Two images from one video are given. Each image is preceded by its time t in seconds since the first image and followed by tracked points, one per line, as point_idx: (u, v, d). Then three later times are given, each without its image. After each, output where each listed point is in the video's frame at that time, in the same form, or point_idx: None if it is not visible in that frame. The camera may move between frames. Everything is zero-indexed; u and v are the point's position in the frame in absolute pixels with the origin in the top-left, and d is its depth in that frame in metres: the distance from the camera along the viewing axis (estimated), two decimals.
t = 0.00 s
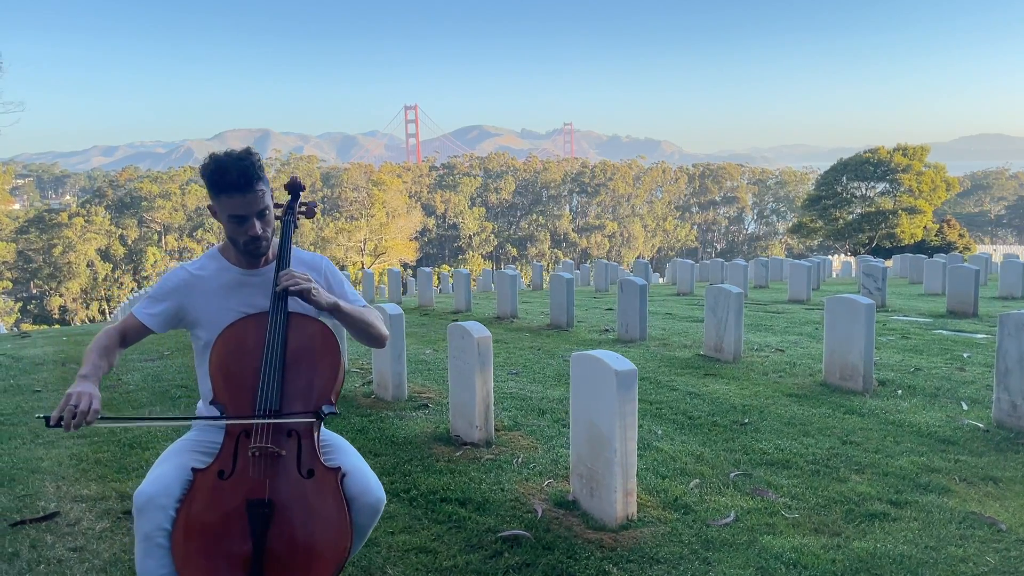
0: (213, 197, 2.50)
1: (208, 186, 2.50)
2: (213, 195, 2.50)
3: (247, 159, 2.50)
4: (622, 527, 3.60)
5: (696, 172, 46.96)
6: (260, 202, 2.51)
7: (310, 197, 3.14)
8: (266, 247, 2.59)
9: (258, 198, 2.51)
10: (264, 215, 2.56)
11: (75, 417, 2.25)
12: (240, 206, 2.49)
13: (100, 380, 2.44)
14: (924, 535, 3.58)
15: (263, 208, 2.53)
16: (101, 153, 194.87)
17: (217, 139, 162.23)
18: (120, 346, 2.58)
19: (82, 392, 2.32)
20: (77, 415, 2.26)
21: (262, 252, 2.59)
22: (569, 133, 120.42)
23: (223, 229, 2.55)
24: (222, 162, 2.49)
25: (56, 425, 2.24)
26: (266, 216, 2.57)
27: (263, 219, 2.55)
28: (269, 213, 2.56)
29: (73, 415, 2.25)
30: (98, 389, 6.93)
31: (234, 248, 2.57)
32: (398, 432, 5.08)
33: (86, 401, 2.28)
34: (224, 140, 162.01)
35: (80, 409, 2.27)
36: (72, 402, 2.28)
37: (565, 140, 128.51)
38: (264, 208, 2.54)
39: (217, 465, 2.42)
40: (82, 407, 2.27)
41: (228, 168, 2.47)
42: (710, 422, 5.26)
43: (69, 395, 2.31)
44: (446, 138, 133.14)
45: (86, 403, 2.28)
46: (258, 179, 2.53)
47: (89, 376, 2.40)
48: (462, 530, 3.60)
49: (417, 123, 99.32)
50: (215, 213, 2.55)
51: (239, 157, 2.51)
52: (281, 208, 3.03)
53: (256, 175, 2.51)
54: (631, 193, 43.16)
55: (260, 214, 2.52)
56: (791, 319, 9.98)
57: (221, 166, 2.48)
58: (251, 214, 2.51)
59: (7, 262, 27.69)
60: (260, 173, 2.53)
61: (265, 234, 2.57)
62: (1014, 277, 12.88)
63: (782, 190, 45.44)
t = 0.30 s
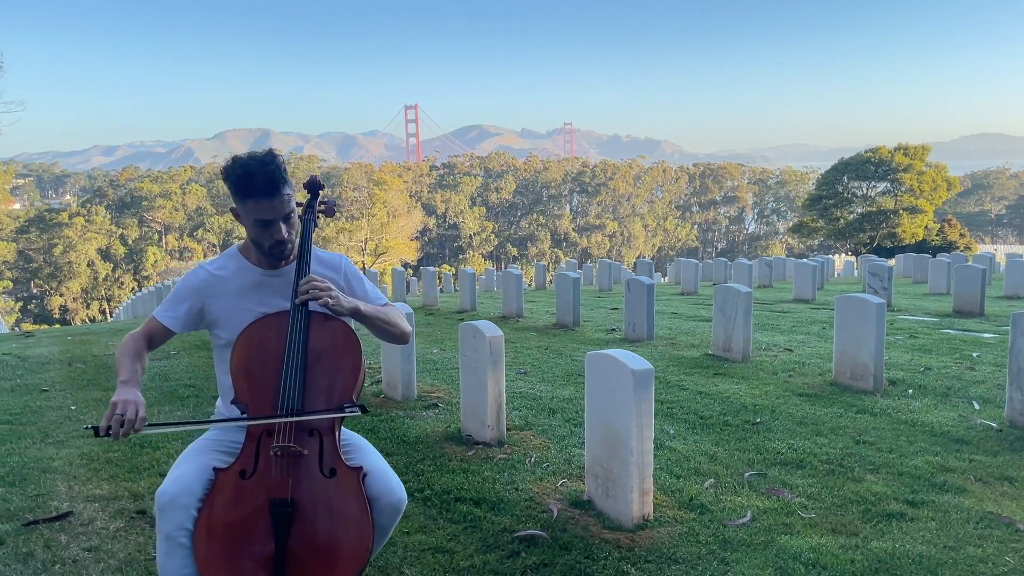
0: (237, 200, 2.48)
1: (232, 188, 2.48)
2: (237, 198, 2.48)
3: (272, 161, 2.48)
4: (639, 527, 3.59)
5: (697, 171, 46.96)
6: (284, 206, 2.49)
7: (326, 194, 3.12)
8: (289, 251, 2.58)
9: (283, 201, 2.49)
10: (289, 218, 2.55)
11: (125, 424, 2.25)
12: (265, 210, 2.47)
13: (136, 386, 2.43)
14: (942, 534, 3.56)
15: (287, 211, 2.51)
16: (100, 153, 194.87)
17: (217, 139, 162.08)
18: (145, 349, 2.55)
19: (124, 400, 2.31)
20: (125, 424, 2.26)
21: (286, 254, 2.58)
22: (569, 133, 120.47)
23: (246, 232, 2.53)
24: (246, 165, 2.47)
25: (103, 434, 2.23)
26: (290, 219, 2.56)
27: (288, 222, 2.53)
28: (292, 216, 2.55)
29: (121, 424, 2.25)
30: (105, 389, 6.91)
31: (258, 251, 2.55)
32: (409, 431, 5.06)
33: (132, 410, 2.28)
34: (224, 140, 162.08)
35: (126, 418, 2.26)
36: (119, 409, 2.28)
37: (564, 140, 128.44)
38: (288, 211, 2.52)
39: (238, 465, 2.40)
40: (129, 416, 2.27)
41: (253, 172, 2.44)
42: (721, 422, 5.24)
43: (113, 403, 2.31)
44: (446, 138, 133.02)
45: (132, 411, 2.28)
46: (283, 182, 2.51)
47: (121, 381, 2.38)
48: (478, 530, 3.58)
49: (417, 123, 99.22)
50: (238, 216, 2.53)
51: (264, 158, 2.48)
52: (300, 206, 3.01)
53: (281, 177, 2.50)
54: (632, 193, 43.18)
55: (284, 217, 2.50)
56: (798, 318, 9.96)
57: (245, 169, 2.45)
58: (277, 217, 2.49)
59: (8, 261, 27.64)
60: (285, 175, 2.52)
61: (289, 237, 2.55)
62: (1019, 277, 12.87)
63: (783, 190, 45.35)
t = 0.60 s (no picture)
0: (257, 202, 2.47)
1: (252, 190, 2.46)
2: (257, 200, 2.47)
3: (292, 164, 2.47)
4: (653, 528, 3.57)
5: (697, 171, 46.91)
6: (304, 208, 2.49)
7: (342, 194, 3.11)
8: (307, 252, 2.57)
9: (303, 204, 2.48)
10: (308, 220, 2.56)
11: (192, 423, 2.25)
12: (286, 213, 2.47)
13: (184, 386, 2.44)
14: (958, 536, 3.54)
15: (306, 213, 2.51)
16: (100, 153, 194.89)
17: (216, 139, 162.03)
18: (175, 353, 2.56)
19: (190, 398, 2.32)
20: (192, 422, 2.26)
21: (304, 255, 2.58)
22: (568, 132, 120.47)
23: (265, 235, 2.53)
24: (265, 166, 2.46)
25: (169, 433, 2.24)
26: (309, 221, 2.56)
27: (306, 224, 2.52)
28: (311, 218, 2.54)
29: (188, 423, 2.25)
30: (112, 389, 6.89)
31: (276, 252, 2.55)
32: (418, 431, 5.04)
33: (199, 409, 2.28)
34: (223, 139, 161.96)
35: (192, 417, 2.27)
36: (185, 408, 2.29)
37: (564, 139, 128.35)
38: (307, 213, 2.52)
39: (256, 465, 2.38)
40: (196, 415, 2.27)
41: (275, 175, 2.43)
42: (731, 422, 5.22)
43: (177, 401, 2.32)
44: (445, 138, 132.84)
45: (199, 411, 2.28)
46: (303, 184, 2.50)
47: (177, 383, 2.41)
48: (491, 531, 3.56)
49: (416, 123, 99.11)
50: (257, 218, 2.53)
51: (285, 161, 2.47)
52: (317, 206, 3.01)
53: (301, 180, 2.49)
54: (632, 193, 43.15)
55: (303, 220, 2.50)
56: (804, 318, 9.93)
57: (265, 171, 2.44)
58: (296, 220, 2.49)
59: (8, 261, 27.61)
60: (305, 177, 2.51)
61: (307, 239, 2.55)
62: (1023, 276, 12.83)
63: (783, 189, 45.39)
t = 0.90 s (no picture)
0: (264, 203, 2.47)
1: (259, 190, 2.46)
2: (264, 201, 2.47)
3: (300, 164, 2.47)
4: (659, 528, 3.55)
5: (698, 171, 46.87)
6: (310, 208, 2.48)
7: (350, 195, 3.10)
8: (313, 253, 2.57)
9: (309, 205, 2.48)
10: (315, 221, 2.56)
11: (235, 419, 2.26)
12: (293, 213, 2.46)
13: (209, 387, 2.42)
14: (964, 536, 3.52)
15: (313, 213, 2.51)
16: (99, 152, 194.82)
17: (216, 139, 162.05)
18: (198, 351, 2.54)
19: (233, 392, 2.33)
20: (232, 419, 2.26)
21: (311, 255, 2.59)
22: (568, 132, 120.35)
23: (271, 235, 2.52)
24: (273, 165, 2.45)
25: (210, 428, 2.26)
26: (317, 222, 2.56)
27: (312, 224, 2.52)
28: (316, 218, 2.53)
29: (229, 418, 2.26)
30: (114, 389, 6.88)
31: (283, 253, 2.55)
32: (421, 432, 5.03)
33: (241, 405, 2.29)
34: (223, 139, 162.04)
35: (232, 413, 2.28)
36: (227, 402, 2.29)
37: (564, 139, 128.20)
38: (314, 214, 2.52)
39: (263, 467, 2.37)
40: (239, 411, 2.28)
41: (283, 175, 2.43)
42: (736, 422, 5.22)
43: (219, 395, 2.32)
44: (446, 137, 133.06)
45: (244, 406, 2.29)
46: (311, 184, 2.50)
47: (217, 376, 2.41)
48: (497, 532, 3.55)
49: (416, 123, 98.80)
50: (265, 218, 2.52)
51: (292, 161, 2.46)
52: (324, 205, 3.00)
53: (308, 180, 2.48)
54: (632, 193, 43.15)
55: (309, 219, 2.49)
56: (806, 318, 9.91)
57: (272, 171, 2.44)
58: (302, 221, 2.49)
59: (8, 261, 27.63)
60: (312, 178, 2.50)
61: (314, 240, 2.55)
62: None
63: (783, 189, 45.40)
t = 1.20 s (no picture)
0: (268, 203, 2.46)
1: (263, 189, 2.45)
2: (267, 200, 2.46)
3: (302, 162, 2.46)
4: (663, 528, 3.55)
5: (698, 171, 46.86)
6: (313, 207, 2.48)
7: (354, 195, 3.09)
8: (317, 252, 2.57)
9: (312, 204, 2.48)
10: (318, 219, 2.55)
11: (271, 415, 2.30)
12: (296, 213, 2.46)
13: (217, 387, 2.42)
14: (968, 536, 3.52)
15: (316, 213, 2.50)
16: (99, 152, 194.84)
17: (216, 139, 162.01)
18: (206, 351, 2.54)
19: (263, 390, 2.36)
20: (268, 416, 2.30)
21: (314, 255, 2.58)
22: (568, 131, 120.17)
23: (274, 235, 2.52)
24: (276, 164, 2.44)
25: (248, 426, 2.29)
26: (320, 220, 2.56)
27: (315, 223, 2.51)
28: (319, 218, 2.53)
29: (267, 416, 2.29)
30: (116, 389, 6.88)
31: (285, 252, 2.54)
32: (424, 432, 5.03)
33: (276, 402, 2.32)
34: (223, 138, 161.99)
35: (266, 411, 2.31)
36: (261, 399, 2.31)
37: (564, 138, 128.13)
38: (317, 214, 2.51)
39: (269, 466, 2.36)
40: (274, 408, 2.32)
41: (286, 173, 2.42)
42: (738, 422, 5.22)
43: (250, 392, 2.35)
44: (446, 136, 133.13)
45: (277, 403, 2.32)
46: (314, 183, 2.49)
47: (229, 377, 2.42)
48: (500, 532, 3.55)
49: (416, 122, 98.64)
50: (268, 217, 2.52)
51: (295, 160, 2.45)
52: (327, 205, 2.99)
53: (312, 179, 2.47)
54: (632, 193, 43.17)
55: (312, 219, 2.49)
56: (808, 318, 9.91)
57: (275, 170, 2.43)
58: (305, 220, 2.48)
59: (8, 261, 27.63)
60: (316, 177, 2.50)
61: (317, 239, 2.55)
62: None
63: (784, 189, 45.45)
